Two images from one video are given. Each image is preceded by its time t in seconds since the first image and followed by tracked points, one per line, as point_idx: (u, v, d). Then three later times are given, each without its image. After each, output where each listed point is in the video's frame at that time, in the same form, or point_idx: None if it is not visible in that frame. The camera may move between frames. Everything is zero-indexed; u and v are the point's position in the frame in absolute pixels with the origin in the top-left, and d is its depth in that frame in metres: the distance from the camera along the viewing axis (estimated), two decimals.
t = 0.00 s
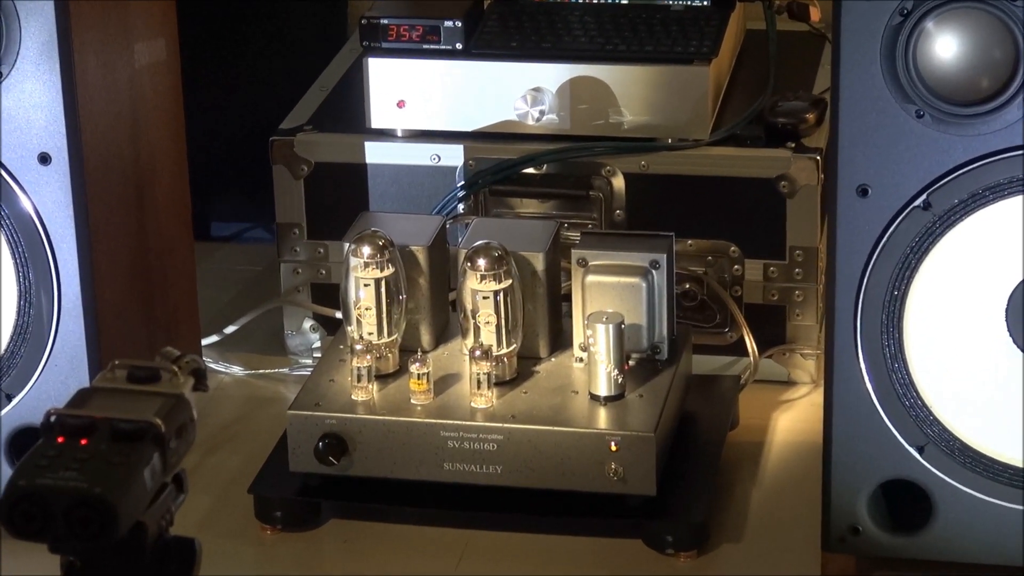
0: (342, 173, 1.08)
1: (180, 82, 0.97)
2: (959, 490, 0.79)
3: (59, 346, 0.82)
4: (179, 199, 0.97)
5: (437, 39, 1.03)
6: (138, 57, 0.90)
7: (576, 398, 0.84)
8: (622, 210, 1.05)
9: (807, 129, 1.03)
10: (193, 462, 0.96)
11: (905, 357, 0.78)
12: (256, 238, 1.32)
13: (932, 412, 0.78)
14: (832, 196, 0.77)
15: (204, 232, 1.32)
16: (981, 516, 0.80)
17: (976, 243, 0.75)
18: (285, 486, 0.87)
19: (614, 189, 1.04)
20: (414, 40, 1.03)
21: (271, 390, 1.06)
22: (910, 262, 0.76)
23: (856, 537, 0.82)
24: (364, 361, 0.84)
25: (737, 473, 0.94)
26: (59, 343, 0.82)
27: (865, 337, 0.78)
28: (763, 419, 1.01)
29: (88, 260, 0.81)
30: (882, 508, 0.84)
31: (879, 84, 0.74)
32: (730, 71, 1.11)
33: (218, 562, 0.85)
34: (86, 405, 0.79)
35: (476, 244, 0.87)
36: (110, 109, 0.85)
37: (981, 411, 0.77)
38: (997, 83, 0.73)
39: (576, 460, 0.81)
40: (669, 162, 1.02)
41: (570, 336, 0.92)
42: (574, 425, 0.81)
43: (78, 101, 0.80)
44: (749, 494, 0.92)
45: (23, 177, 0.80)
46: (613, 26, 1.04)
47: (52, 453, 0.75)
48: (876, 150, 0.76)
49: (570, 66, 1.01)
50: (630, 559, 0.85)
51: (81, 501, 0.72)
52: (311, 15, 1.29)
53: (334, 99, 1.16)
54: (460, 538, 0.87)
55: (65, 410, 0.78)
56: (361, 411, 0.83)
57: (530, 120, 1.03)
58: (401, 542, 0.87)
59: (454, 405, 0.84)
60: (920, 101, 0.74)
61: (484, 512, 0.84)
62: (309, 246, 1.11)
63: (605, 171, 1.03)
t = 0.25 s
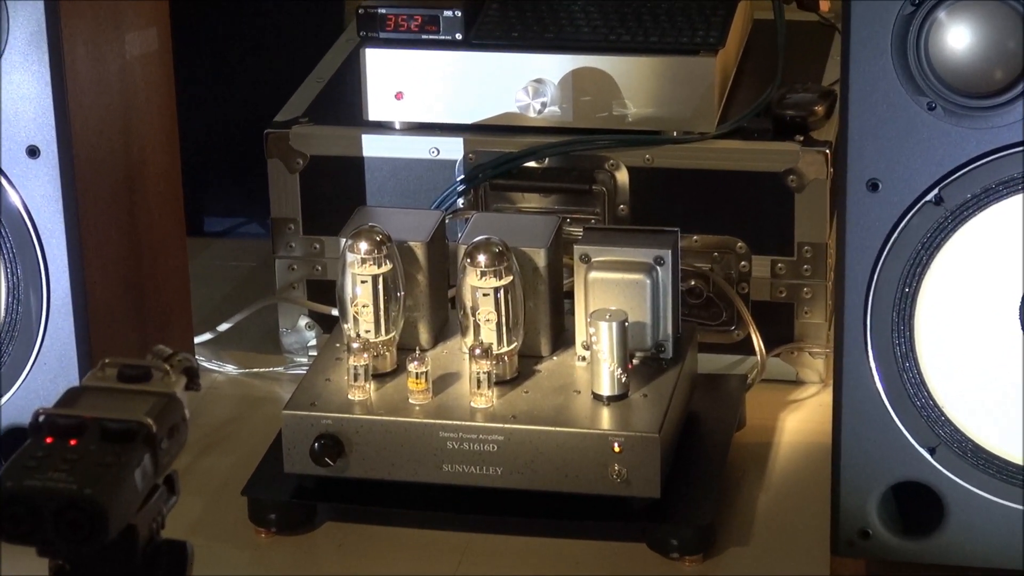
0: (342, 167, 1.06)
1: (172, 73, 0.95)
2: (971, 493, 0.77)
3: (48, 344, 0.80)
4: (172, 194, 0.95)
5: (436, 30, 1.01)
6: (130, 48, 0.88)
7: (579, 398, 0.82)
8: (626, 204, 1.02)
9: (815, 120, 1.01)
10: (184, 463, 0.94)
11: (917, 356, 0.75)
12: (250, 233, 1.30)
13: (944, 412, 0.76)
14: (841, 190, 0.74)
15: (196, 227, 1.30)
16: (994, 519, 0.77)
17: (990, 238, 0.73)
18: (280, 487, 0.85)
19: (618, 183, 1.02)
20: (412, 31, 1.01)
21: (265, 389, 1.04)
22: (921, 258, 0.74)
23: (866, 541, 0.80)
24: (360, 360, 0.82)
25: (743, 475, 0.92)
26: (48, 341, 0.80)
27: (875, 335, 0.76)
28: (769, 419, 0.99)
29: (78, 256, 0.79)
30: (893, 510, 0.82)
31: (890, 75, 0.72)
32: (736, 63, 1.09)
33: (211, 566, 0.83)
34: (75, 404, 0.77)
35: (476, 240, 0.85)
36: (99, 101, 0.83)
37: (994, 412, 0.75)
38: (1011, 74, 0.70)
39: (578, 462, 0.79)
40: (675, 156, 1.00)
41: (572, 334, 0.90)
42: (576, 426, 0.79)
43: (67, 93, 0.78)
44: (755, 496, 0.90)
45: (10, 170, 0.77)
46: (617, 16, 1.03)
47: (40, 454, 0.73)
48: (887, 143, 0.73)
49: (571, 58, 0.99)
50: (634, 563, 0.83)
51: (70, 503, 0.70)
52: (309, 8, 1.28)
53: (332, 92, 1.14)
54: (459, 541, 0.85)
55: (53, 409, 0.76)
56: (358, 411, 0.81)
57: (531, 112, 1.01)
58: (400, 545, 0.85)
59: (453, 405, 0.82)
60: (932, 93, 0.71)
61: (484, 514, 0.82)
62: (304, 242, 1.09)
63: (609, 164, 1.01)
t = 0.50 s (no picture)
0: (340, 162, 1.04)
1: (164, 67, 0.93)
2: (985, 496, 0.74)
3: (36, 343, 0.78)
4: (165, 190, 0.93)
5: (435, 20, 0.98)
6: (120, 39, 0.86)
7: (582, 398, 0.80)
8: (630, 199, 1.01)
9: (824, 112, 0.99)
10: (178, 466, 0.92)
11: (929, 355, 0.73)
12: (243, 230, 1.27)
13: (956, 413, 0.73)
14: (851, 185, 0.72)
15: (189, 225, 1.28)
16: (1010, 523, 0.75)
17: (1004, 235, 0.70)
18: (275, 490, 0.83)
19: (622, 177, 1.00)
20: (411, 21, 0.99)
21: (260, 390, 1.02)
22: (933, 255, 0.71)
23: (877, 544, 0.78)
24: (356, 359, 0.80)
25: (750, 477, 0.90)
26: (37, 340, 0.78)
27: (886, 334, 0.74)
28: (776, 420, 0.97)
29: (67, 254, 0.77)
30: (904, 513, 0.80)
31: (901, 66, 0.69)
32: (743, 55, 1.07)
33: (205, 572, 0.81)
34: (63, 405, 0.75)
35: (476, 236, 0.83)
36: (88, 94, 0.81)
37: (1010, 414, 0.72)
38: None
39: (582, 464, 0.77)
40: (680, 149, 0.98)
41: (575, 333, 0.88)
42: (579, 427, 0.76)
43: (57, 86, 0.76)
44: (763, 499, 0.88)
45: None
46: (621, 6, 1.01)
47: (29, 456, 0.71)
48: (898, 136, 0.71)
49: (574, 49, 0.97)
50: (639, 568, 0.81)
51: (60, 507, 0.67)
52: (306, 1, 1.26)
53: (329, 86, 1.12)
54: (460, 545, 0.83)
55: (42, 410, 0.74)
56: (355, 413, 0.79)
57: (534, 105, 0.99)
58: (398, 549, 0.83)
59: (453, 406, 0.79)
60: (944, 85, 0.69)
61: (485, 518, 0.80)
62: (300, 239, 1.07)
63: (613, 159, 1.00)
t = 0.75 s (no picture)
0: (338, 158, 1.03)
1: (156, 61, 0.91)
2: (999, 498, 0.72)
3: (25, 343, 0.76)
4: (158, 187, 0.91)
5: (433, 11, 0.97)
6: (110, 31, 0.84)
7: (586, 398, 0.78)
8: (634, 195, 0.99)
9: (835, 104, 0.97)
10: (170, 468, 0.90)
11: (941, 354, 0.71)
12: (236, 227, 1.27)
13: (969, 413, 0.71)
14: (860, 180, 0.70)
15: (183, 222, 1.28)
16: None
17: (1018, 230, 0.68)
18: (270, 494, 0.81)
19: (626, 172, 0.98)
20: (408, 12, 0.97)
21: (254, 390, 1.00)
22: (945, 252, 0.69)
23: (888, 547, 0.76)
24: (353, 359, 0.78)
25: (756, 479, 0.88)
26: (25, 340, 0.76)
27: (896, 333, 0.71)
28: (782, 420, 0.95)
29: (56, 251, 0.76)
30: (915, 515, 0.77)
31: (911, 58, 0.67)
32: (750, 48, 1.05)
33: None
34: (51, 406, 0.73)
35: (476, 232, 0.81)
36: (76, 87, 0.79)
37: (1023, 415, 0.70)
38: None
39: (585, 466, 0.75)
40: (685, 142, 0.96)
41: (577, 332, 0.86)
42: (582, 428, 0.75)
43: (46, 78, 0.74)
44: (769, 502, 0.86)
45: None
46: None
47: (18, 458, 0.69)
48: (908, 131, 0.68)
49: (575, 40, 0.95)
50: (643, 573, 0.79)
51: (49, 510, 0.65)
52: None
53: (325, 80, 1.10)
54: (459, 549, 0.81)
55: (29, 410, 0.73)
56: (351, 415, 0.77)
57: (534, 98, 0.97)
58: (396, 553, 0.81)
59: (452, 407, 0.78)
60: (956, 77, 0.67)
61: (485, 522, 0.78)
62: (295, 235, 1.05)
63: (615, 152, 0.98)
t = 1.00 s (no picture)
0: (334, 152, 1.01)
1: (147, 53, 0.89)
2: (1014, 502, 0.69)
3: (12, 344, 0.74)
4: (149, 182, 0.89)
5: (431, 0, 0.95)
6: (99, 22, 0.82)
7: (588, 398, 0.76)
8: (637, 189, 0.98)
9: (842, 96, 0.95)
10: (162, 469, 0.88)
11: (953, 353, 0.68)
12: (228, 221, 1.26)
13: (982, 414, 0.68)
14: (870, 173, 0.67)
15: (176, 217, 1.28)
16: None
17: None
18: (264, 496, 0.79)
19: (628, 167, 0.97)
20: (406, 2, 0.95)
21: (248, 390, 0.98)
22: (957, 247, 0.66)
23: (897, 552, 0.73)
24: (349, 358, 0.76)
25: (762, 480, 0.86)
26: (12, 340, 0.74)
27: (907, 330, 0.69)
28: (788, 420, 0.93)
29: (44, 248, 0.73)
30: (927, 520, 0.74)
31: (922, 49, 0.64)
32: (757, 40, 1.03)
33: None
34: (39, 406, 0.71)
35: (476, 228, 0.79)
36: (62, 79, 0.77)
37: None
38: None
39: (587, 467, 0.73)
40: (688, 136, 0.95)
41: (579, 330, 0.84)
42: (585, 429, 0.73)
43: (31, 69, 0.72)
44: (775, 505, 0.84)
45: None
46: None
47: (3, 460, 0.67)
48: (920, 122, 0.65)
49: (577, 31, 0.93)
50: None
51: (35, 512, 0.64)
52: None
53: (320, 72, 1.08)
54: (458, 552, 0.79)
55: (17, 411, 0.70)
56: (347, 415, 0.75)
57: (535, 90, 0.95)
58: (394, 556, 0.79)
59: (451, 407, 0.76)
60: (968, 68, 0.64)
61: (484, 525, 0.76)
62: (290, 231, 1.03)
63: (618, 147, 0.96)
